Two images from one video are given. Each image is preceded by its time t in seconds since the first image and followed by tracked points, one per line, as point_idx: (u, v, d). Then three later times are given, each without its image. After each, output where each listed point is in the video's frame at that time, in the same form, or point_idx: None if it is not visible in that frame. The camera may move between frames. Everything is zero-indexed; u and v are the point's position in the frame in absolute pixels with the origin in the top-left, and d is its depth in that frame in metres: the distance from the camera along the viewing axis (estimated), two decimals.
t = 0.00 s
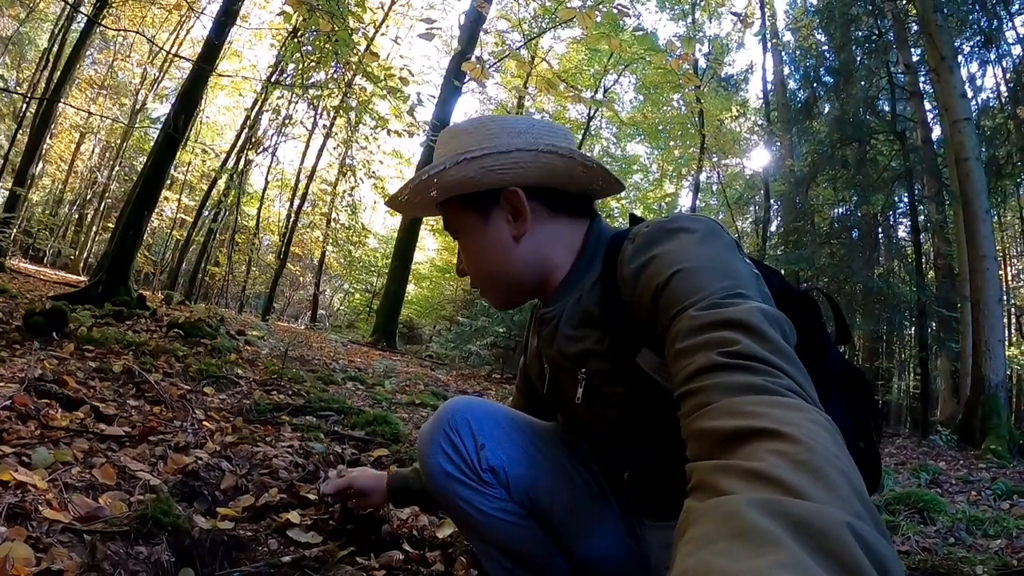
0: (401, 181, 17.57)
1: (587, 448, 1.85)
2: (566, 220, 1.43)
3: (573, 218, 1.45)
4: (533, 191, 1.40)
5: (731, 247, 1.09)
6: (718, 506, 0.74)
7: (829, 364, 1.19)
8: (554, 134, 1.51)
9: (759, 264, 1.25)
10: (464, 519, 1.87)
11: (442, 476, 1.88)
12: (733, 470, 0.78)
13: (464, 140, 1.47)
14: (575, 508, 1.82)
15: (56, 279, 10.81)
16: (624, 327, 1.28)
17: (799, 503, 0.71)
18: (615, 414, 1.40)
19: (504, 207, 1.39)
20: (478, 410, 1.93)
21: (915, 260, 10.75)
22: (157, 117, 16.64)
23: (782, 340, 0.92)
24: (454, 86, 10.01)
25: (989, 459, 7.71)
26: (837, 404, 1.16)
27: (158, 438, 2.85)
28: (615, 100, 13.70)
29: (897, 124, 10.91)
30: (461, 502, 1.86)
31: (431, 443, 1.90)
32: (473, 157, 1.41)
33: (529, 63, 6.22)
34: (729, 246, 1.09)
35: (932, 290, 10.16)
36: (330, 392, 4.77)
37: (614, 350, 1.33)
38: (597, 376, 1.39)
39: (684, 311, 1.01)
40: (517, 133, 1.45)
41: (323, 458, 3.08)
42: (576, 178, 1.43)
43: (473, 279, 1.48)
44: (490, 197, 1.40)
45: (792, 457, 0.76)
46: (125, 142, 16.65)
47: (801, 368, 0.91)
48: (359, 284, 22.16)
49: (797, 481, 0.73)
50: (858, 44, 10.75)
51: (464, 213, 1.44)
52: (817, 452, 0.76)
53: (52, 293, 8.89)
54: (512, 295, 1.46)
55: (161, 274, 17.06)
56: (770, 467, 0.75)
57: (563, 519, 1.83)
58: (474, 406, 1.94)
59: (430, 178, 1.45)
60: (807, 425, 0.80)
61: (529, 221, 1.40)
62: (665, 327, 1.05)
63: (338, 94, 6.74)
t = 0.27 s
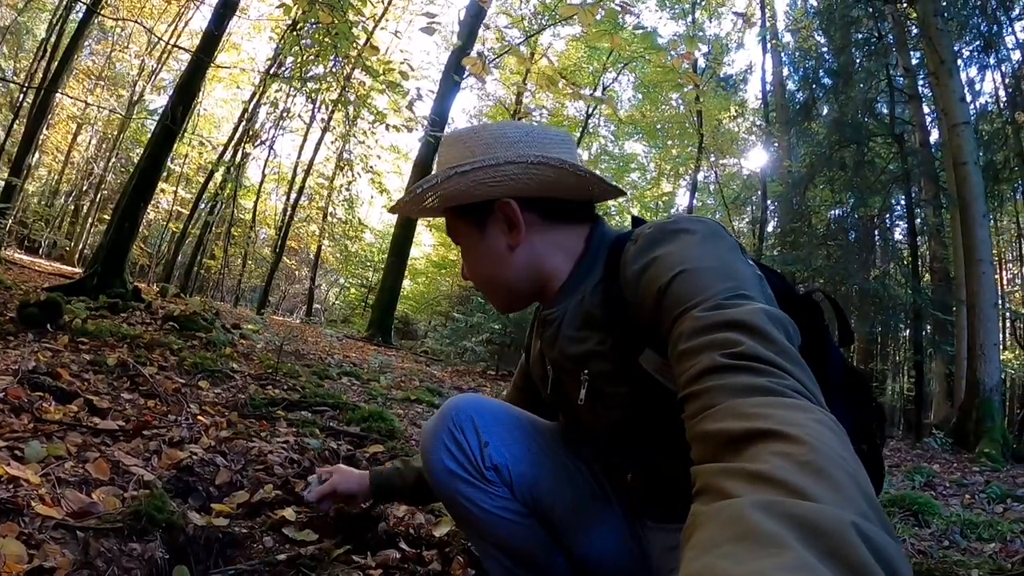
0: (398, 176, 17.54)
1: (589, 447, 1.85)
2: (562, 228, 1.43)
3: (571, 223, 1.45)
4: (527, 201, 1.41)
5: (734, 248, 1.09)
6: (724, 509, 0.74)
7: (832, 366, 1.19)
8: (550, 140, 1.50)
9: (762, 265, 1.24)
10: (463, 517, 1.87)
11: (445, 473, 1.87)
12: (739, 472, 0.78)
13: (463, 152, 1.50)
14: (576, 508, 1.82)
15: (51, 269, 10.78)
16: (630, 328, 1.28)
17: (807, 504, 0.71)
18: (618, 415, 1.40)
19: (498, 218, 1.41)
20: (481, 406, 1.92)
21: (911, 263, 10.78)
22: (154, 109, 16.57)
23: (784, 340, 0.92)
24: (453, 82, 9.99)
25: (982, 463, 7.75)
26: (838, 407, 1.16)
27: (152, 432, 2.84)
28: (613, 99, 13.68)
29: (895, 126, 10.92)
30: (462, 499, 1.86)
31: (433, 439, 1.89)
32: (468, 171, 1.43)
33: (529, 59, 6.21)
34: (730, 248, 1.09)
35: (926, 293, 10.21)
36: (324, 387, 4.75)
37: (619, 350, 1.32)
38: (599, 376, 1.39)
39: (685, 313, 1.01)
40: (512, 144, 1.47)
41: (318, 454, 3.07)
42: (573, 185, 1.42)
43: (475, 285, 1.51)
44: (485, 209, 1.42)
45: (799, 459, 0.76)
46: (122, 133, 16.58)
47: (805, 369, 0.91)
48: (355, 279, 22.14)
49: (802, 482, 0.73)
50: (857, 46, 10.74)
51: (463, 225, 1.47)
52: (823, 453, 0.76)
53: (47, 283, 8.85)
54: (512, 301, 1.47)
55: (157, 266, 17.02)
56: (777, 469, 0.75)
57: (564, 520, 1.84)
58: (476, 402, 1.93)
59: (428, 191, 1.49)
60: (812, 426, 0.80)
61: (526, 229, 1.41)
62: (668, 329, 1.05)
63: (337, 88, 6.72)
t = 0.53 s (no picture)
0: (394, 172, 17.51)
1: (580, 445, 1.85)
2: (547, 223, 1.42)
3: (563, 219, 1.44)
4: (507, 197, 1.41)
5: (729, 244, 1.09)
6: (725, 507, 0.74)
7: (824, 365, 1.20)
8: (539, 132, 1.47)
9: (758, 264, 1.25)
10: (453, 516, 1.86)
11: (434, 475, 1.85)
12: (739, 469, 0.78)
13: (454, 146, 1.52)
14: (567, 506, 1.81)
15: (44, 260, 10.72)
16: (624, 324, 1.28)
17: (808, 501, 0.71)
18: (611, 411, 1.40)
19: (481, 215, 1.42)
20: (470, 407, 1.91)
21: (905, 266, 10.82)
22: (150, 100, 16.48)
23: (782, 335, 0.92)
24: (451, 78, 9.97)
25: (973, 466, 7.80)
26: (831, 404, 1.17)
27: (143, 425, 2.83)
28: (610, 97, 13.68)
29: (892, 129, 10.95)
30: (451, 499, 1.84)
31: (421, 442, 1.87)
32: (451, 167, 1.45)
33: (527, 56, 6.20)
34: (725, 244, 1.09)
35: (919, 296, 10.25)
36: (318, 382, 4.74)
37: (612, 348, 1.32)
38: (593, 373, 1.39)
39: (682, 311, 1.01)
40: (497, 137, 1.45)
41: (310, 450, 3.06)
42: (556, 179, 1.40)
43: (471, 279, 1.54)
44: (470, 204, 1.44)
45: (800, 456, 0.76)
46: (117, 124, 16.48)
47: (801, 365, 0.91)
48: (349, 274, 22.10)
49: (803, 479, 0.73)
50: (855, 49, 10.76)
51: (453, 219, 1.49)
52: (823, 449, 0.76)
53: (39, 274, 8.81)
54: (505, 295, 1.49)
55: (151, 258, 16.94)
56: (778, 466, 0.75)
57: (556, 518, 1.83)
58: (465, 403, 1.92)
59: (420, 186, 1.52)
60: (811, 423, 0.80)
61: (510, 223, 1.41)
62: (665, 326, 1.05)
63: (334, 82, 6.69)
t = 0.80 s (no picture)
0: (388, 171, 17.49)
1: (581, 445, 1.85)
2: (544, 220, 1.47)
3: (559, 216, 1.47)
4: (501, 196, 1.47)
5: (735, 244, 1.10)
6: (732, 513, 0.73)
7: (831, 369, 1.20)
8: (538, 132, 1.50)
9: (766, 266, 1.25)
10: (453, 516, 1.85)
11: (434, 476, 1.84)
12: (745, 473, 0.77)
13: (462, 147, 1.60)
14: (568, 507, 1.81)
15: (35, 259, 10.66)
16: (632, 325, 1.28)
17: (816, 505, 0.70)
18: (615, 411, 1.40)
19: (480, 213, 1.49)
20: (471, 406, 1.91)
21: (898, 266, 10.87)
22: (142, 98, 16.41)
23: (789, 337, 0.93)
24: (445, 78, 9.95)
25: (966, 466, 7.83)
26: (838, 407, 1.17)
27: (137, 425, 2.82)
28: (605, 97, 13.69)
29: (885, 130, 10.99)
30: (450, 499, 1.83)
31: (423, 440, 1.86)
32: (453, 169, 1.53)
33: (522, 56, 6.20)
34: (731, 244, 1.10)
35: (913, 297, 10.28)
36: (312, 382, 4.73)
37: (620, 348, 1.32)
38: (599, 373, 1.39)
39: (688, 311, 1.01)
40: (496, 138, 1.51)
41: (305, 450, 3.06)
42: (545, 178, 1.43)
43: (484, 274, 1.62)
44: (471, 204, 1.52)
45: (807, 460, 0.75)
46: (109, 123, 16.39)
47: (808, 366, 0.91)
48: (343, 273, 22.06)
49: (811, 483, 0.73)
50: (849, 50, 10.79)
51: (462, 218, 1.58)
52: (830, 453, 0.76)
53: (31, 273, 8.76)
54: (513, 291, 1.56)
55: (144, 257, 16.87)
56: (784, 470, 0.75)
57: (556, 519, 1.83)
58: (467, 403, 1.91)
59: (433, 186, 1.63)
60: (819, 425, 0.80)
61: (506, 221, 1.47)
62: (671, 326, 1.06)
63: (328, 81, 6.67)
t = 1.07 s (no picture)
0: (381, 175, 17.49)
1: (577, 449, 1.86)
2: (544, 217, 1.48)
3: (558, 214, 1.48)
4: (499, 193, 1.49)
5: (735, 250, 1.11)
6: (726, 520, 0.73)
7: (828, 376, 1.21)
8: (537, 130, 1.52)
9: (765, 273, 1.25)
10: (448, 519, 1.84)
11: (429, 478, 1.84)
12: (740, 480, 0.77)
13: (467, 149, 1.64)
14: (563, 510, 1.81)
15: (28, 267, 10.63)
16: (632, 329, 1.29)
17: (810, 514, 0.70)
18: (613, 413, 1.40)
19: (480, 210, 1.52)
20: (467, 409, 1.90)
21: (892, 264, 10.91)
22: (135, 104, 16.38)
23: (787, 344, 0.93)
24: (438, 81, 9.96)
25: (962, 462, 7.86)
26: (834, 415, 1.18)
27: (131, 433, 2.82)
28: (598, 99, 13.72)
29: (877, 129, 11.03)
30: (445, 502, 1.83)
31: (417, 444, 1.86)
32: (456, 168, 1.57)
33: (515, 59, 6.21)
34: (732, 250, 1.10)
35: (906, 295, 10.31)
36: (307, 388, 4.73)
37: (619, 349, 1.33)
38: (597, 374, 1.40)
39: (688, 316, 1.02)
40: (497, 136, 1.54)
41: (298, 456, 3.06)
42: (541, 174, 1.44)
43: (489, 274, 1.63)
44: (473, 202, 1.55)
45: (802, 469, 0.76)
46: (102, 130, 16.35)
47: (805, 374, 0.92)
48: (338, 277, 22.03)
49: (805, 492, 0.73)
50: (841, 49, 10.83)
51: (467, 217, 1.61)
52: (825, 462, 0.76)
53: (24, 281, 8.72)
54: (516, 290, 1.57)
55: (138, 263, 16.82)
56: (779, 479, 0.75)
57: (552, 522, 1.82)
58: (463, 406, 1.92)
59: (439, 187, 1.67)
60: (815, 435, 0.80)
61: (506, 217, 1.49)
62: (670, 330, 1.07)
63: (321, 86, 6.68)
